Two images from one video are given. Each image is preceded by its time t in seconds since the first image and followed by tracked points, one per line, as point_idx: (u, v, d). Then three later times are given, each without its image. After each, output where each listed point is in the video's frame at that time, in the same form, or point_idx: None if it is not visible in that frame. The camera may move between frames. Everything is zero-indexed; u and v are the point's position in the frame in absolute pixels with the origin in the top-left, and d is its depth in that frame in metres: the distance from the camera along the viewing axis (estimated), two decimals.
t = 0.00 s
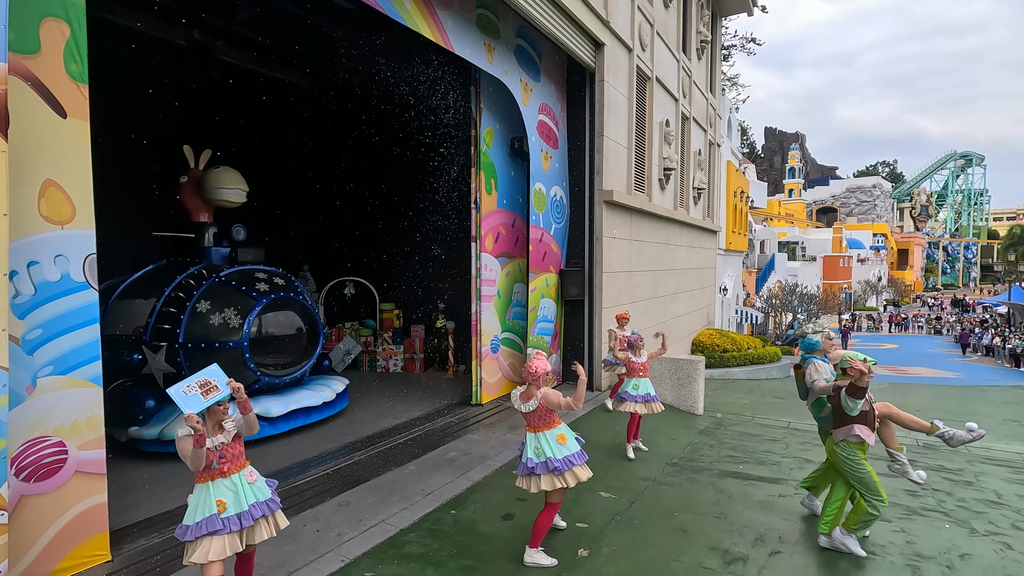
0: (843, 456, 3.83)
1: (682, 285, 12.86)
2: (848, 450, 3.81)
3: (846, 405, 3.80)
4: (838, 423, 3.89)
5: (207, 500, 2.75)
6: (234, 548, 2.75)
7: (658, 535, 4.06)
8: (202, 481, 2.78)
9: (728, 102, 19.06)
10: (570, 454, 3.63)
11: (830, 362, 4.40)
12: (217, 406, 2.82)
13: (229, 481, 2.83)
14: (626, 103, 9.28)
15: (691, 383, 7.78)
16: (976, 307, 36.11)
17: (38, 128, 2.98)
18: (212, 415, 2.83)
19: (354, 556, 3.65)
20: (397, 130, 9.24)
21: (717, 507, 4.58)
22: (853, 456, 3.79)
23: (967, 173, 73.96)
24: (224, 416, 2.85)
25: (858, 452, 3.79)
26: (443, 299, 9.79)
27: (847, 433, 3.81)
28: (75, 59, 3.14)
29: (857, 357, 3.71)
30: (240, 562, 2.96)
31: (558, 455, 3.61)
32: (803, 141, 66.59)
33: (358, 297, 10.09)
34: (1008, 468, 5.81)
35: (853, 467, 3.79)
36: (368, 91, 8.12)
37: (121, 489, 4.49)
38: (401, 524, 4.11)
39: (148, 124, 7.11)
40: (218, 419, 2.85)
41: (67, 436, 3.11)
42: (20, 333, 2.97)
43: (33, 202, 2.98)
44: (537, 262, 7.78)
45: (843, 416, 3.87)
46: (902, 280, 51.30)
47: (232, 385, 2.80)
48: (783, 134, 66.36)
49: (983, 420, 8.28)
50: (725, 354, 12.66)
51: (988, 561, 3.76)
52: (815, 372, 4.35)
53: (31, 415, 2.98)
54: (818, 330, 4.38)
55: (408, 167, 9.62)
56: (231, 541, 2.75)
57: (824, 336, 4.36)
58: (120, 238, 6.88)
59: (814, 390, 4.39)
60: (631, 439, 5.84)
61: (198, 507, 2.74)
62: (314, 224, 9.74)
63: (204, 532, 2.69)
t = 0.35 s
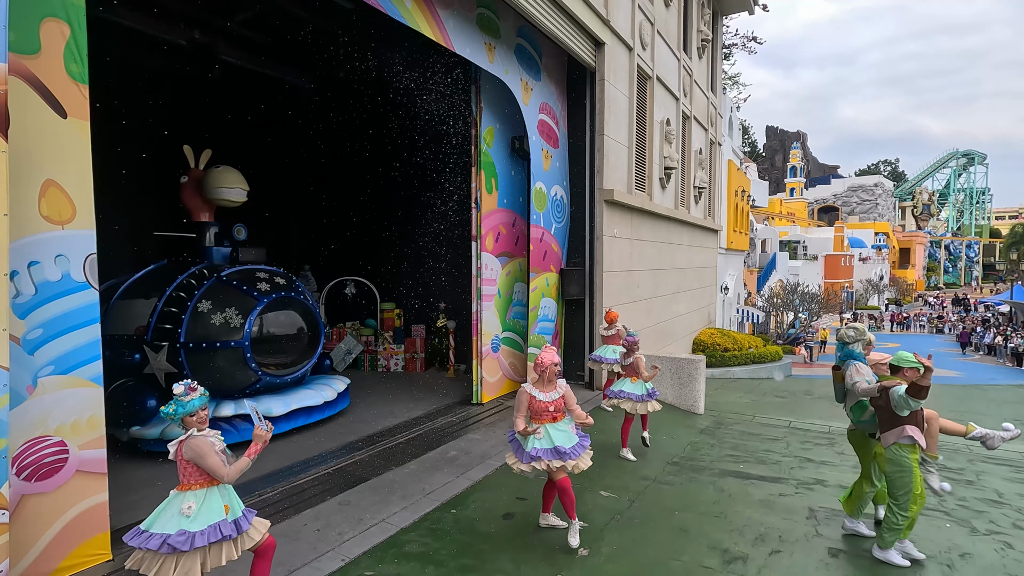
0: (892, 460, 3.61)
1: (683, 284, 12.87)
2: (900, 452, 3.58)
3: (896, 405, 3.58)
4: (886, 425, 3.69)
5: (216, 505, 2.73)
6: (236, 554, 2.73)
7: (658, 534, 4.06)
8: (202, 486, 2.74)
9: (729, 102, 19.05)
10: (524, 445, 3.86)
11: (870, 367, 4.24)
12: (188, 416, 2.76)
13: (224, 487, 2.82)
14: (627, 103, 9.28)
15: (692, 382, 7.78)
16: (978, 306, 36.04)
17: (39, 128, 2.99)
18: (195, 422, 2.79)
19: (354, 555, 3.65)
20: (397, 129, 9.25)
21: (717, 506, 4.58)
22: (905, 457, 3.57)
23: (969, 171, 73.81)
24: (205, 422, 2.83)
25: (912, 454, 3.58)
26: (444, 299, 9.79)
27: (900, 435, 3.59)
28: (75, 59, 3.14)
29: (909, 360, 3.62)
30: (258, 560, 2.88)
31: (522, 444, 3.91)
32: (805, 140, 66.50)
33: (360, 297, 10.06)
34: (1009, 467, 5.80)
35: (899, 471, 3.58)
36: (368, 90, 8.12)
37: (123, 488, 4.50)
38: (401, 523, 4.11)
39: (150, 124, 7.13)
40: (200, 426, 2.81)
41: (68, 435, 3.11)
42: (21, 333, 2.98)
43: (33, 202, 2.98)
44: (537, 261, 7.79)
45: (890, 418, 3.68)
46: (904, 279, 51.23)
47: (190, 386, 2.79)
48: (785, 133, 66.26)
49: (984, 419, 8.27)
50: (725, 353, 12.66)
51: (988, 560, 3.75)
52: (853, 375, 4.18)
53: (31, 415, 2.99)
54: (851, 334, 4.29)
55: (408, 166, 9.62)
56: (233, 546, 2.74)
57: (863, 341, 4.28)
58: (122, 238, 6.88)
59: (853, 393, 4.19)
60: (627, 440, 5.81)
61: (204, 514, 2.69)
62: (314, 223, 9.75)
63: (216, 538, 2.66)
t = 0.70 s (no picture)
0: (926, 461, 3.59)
1: (683, 283, 12.86)
2: (933, 453, 3.59)
3: (928, 401, 3.59)
4: (918, 422, 3.65)
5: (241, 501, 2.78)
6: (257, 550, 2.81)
7: (659, 532, 4.06)
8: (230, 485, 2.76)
9: (729, 100, 19.03)
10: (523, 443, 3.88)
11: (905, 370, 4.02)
12: (207, 414, 2.78)
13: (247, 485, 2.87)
14: (627, 101, 9.27)
15: (692, 381, 7.78)
16: (980, 304, 35.97)
17: (39, 128, 2.99)
18: (215, 421, 2.81)
19: (355, 554, 3.66)
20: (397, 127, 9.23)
21: (717, 504, 4.58)
22: (940, 456, 3.57)
23: (970, 169, 73.67)
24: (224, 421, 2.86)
25: (942, 453, 3.59)
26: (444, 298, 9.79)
27: (933, 432, 3.60)
28: (75, 60, 3.15)
29: (932, 358, 3.66)
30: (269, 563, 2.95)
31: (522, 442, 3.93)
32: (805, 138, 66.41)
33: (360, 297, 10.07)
34: (1009, 465, 5.80)
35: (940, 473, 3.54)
36: (368, 89, 8.11)
37: (124, 488, 4.51)
38: (401, 523, 4.12)
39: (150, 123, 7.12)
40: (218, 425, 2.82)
41: (70, 435, 3.12)
42: (22, 333, 2.98)
43: (33, 202, 2.99)
44: (538, 260, 7.79)
45: (920, 416, 3.65)
46: (905, 277, 51.13)
47: (209, 385, 2.80)
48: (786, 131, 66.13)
49: (985, 417, 8.26)
50: (726, 352, 12.65)
51: (989, 558, 3.75)
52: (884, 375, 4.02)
53: (33, 415, 3.00)
54: (898, 334, 4.01)
55: (409, 164, 9.60)
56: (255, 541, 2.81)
57: (908, 344, 4.02)
58: (123, 238, 6.89)
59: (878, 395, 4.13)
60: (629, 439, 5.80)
61: (232, 512, 2.72)
62: (315, 223, 9.76)
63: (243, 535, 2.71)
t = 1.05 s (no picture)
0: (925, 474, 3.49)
1: (682, 281, 12.86)
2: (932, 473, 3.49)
3: (938, 421, 3.51)
4: (920, 434, 3.57)
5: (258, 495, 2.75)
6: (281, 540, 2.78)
7: (659, 529, 4.07)
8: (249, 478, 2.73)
9: (727, 98, 19.06)
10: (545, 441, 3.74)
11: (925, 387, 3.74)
12: (254, 399, 2.81)
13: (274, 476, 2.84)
14: (625, 99, 9.27)
15: (691, 378, 7.79)
16: (977, 300, 36.07)
17: (35, 128, 2.98)
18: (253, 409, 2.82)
19: (356, 553, 3.66)
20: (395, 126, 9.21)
21: (717, 501, 4.59)
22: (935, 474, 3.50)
23: (967, 166, 73.84)
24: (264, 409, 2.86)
25: (936, 471, 3.53)
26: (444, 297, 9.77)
27: (931, 446, 3.52)
28: (71, 59, 3.13)
29: (951, 393, 3.59)
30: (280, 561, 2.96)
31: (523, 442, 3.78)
32: (802, 136, 66.47)
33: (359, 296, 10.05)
34: (1008, 460, 5.81)
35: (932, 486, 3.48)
36: (364, 85, 8.09)
37: (124, 488, 4.50)
38: (401, 522, 4.11)
39: (148, 122, 7.10)
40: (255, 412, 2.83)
41: (68, 435, 3.11)
42: (20, 334, 2.97)
43: (30, 202, 2.98)
44: (536, 258, 7.78)
45: (924, 429, 3.56)
46: (902, 274, 51.23)
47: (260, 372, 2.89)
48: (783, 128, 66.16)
49: (983, 413, 8.29)
50: (725, 350, 12.66)
51: (988, 553, 3.76)
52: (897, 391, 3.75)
53: (31, 416, 2.99)
54: (934, 355, 3.61)
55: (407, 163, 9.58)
56: (278, 532, 2.77)
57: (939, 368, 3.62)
58: (121, 238, 6.85)
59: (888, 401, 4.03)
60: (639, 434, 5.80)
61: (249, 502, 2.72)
62: (313, 222, 9.74)
63: (257, 526, 2.70)
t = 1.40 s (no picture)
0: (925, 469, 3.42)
1: (679, 279, 12.85)
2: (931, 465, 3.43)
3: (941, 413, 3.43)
4: (921, 425, 3.49)
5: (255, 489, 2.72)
6: (275, 540, 2.70)
7: (659, 528, 4.05)
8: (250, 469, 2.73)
9: (724, 96, 19.05)
10: (554, 444, 3.71)
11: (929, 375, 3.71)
12: (256, 394, 2.77)
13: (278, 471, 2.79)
14: (622, 97, 9.24)
15: (690, 376, 7.78)
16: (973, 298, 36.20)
17: (26, 125, 2.94)
18: (257, 405, 2.77)
19: (354, 554, 3.63)
20: (392, 123, 9.18)
21: (717, 499, 4.58)
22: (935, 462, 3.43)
23: (962, 164, 74.12)
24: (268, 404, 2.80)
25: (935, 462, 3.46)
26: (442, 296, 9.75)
27: (931, 437, 3.45)
28: (63, 55, 3.09)
29: (951, 381, 3.46)
30: (282, 556, 2.92)
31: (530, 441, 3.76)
32: (798, 134, 66.61)
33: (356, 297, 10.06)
34: (1007, 456, 5.82)
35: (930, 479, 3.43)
36: (360, 83, 8.05)
37: (119, 490, 4.46)
38: (400, 521, 4.08)
39: (143, 121, 7.03)
40: (259, 408, 2.78)
41: (63, 436, 3.07)
42: (12, 333, 2.93)
43: (21, 201, 2.93)
44: (535, 257, 7.74)
45: (925, 421, 3.49)
46: (898, 271, 51.37)
47: (262, 365, 2.81)
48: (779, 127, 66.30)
49: (981, 410, 8.30)
50: (723, 347, 12.65)
51: (989, 549, 3.75)
52: (899, 376, 3.64)
53: (24, 417, 2.95)
54: (948, 345, 3.46)
55: (405, 161, 9.55)
56: (271, 532, 2.70)
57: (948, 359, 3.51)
58: (116, 238, 6.78)
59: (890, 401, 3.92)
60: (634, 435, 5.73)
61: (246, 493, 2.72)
62: (311, 222, 9.68)
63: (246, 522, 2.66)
